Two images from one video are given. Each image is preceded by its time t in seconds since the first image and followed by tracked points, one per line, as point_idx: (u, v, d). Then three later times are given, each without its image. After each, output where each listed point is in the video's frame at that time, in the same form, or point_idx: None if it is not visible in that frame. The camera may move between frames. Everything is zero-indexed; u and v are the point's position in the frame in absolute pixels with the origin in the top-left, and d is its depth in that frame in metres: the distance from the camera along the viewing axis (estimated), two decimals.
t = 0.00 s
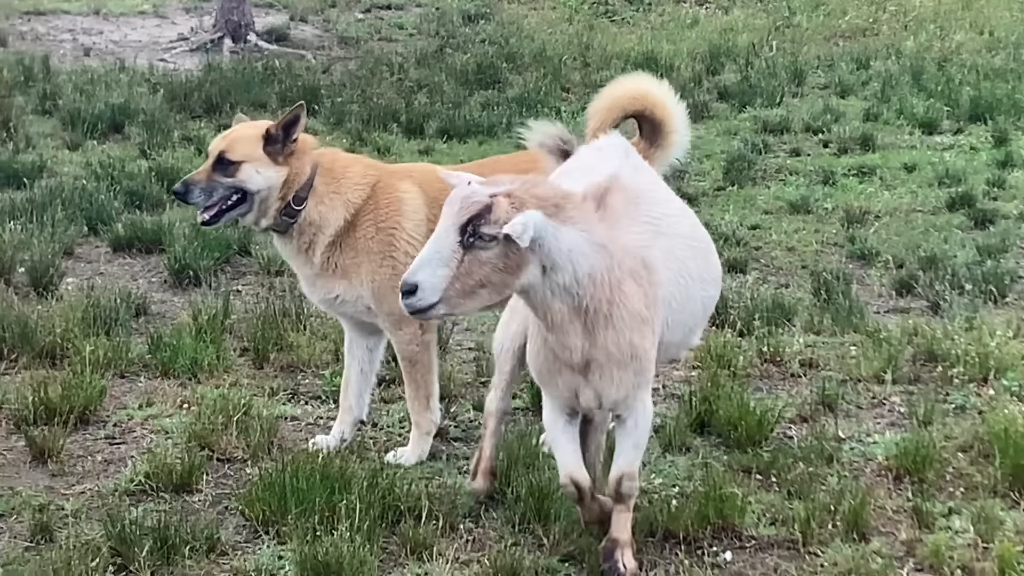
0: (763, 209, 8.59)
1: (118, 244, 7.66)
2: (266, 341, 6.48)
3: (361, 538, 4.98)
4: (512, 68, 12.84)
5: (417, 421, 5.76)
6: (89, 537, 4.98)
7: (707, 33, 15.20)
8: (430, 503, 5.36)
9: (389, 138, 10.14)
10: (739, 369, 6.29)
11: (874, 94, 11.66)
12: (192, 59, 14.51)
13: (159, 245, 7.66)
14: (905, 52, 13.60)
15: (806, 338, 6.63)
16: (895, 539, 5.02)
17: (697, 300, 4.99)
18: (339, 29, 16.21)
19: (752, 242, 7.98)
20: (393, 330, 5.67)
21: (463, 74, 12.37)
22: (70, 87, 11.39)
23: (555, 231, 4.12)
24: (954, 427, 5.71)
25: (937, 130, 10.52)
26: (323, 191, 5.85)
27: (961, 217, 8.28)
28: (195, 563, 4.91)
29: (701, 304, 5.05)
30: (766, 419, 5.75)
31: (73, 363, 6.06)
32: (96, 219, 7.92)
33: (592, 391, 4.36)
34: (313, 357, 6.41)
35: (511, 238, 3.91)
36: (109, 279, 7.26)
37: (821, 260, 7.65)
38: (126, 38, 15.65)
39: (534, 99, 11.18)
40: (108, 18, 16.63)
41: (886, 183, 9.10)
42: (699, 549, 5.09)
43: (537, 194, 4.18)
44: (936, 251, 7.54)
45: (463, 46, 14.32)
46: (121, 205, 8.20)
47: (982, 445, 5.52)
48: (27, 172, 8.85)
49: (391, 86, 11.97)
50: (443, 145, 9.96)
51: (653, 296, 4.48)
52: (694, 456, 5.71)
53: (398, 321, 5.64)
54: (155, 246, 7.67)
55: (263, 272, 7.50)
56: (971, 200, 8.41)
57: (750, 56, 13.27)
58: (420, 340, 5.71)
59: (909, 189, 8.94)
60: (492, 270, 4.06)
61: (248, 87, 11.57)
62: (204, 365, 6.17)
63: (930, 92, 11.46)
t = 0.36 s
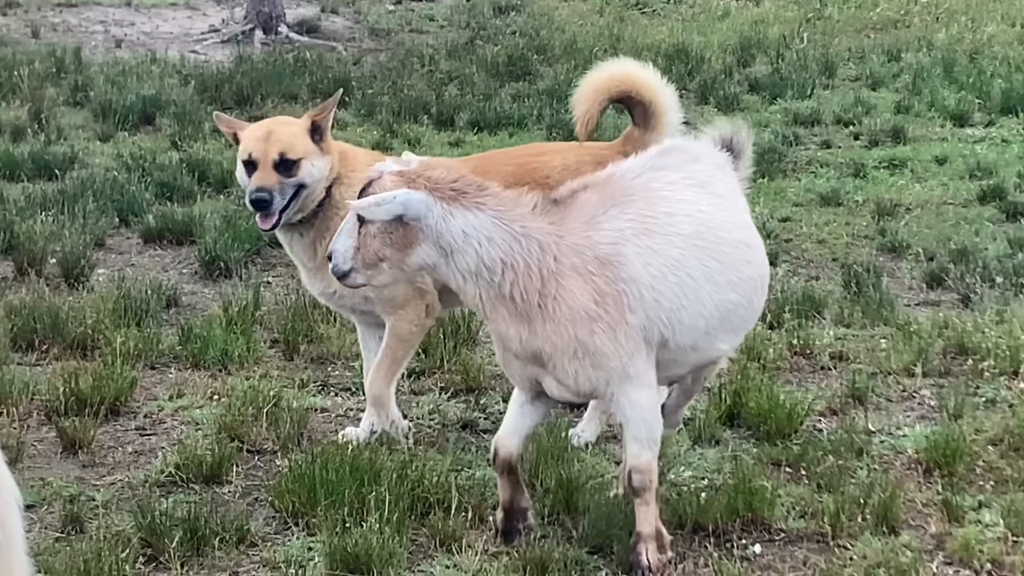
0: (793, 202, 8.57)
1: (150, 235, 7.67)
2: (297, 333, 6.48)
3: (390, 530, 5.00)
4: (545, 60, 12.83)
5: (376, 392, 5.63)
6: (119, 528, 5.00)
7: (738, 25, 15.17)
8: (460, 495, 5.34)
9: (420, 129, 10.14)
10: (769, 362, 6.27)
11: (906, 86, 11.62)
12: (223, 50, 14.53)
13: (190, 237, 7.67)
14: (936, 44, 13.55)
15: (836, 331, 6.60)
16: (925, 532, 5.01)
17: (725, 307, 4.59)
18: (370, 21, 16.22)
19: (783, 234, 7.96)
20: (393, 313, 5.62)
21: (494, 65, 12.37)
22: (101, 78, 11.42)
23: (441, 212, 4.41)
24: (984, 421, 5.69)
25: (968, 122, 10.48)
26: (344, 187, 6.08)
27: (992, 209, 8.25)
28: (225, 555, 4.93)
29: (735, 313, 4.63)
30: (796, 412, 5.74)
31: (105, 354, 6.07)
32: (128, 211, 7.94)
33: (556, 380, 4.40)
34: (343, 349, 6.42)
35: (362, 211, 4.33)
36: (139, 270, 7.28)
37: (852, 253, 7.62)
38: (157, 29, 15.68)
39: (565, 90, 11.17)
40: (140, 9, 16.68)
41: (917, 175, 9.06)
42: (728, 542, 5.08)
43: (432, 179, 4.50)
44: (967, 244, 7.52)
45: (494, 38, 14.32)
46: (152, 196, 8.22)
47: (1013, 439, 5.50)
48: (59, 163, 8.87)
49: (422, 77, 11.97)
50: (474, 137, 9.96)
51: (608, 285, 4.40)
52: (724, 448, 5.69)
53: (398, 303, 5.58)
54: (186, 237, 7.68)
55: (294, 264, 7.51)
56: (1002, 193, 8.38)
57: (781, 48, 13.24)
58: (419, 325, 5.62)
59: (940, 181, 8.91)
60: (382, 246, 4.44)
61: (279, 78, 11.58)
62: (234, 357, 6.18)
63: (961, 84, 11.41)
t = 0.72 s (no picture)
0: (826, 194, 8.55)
1: (182, 226, 7.68)
2: (329, 324, 6.49)
3: (423, 522, 4.99)
4: (577, 53, 12.82)
5: (394, 411, 5.67)
6: (152, 519, 4.99)
7: (770, 17, 15.15)
8: (492, 487, 5.33)
9: (452, 121, 10.14)
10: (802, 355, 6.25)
11: (938, 79, 11.59)
12: (255, 42, 14.56)
13: (222, 228, 7.67)
14: (969, 36, 13.51)
15: (869, 324, 6.58)
16: (958, 526, 4.99)
17: (664, 315, 4.37)
18: (401, 12, 16.22)
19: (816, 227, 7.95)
20: (396, 316, 5.74)
21: (525, 57, 12.37)
22: (134, 70, 11.44)
23: (388, 170, 4.73)
24: (1017, 414, 5.67)
25: (1001, 115, 10.46)
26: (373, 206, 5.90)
27: None
28: (259, 546, 4.92)
29: (682, 322, 4.37)
30: (829, 405, 5.73)
31: (138, 345, 6.08)
32: (160, 202, 7.95)
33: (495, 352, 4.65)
34: (375, 342, 6.42)
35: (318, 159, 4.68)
36: (172, 261, 7.29)
37: (885, 245, 7.60)
38: (190, 20, 15.69)
39: (597, 82, 11.17)
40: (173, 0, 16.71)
41: (950, 168, 9.04)
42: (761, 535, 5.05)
43: (392, 138, 4.82)
44: (1000, 237, 7.49)
45: (525, 31, 14.32)
46: (185, 187, 8.23)
47: None
48: (91, 154, 8.89)
49: (454, 69, 11.96)
50: (505, 129, 9.95)
51: (531, 265, 4.46)
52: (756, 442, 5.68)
53: (397, 308, 5.75)
54: (218, 229, 7.68)
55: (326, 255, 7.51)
56: None
57: (813, 41, 13.22)
58: (417, 329, 5.75)
59: (973, 174, 8.89)
60: (346, 202, 4.80)
61: (311, 70, 11.59)
62: (267, 349, 6.18)
63: (995, 77, 11.39)
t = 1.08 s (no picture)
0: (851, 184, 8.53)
1: (208, 215, 7.70)
2: (354, 314, 6.51)
3: (448, 510, 4.97)
4: (602, 43, 12.81)
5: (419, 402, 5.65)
6: (178, 507, 4.99)
7: (796, 7, 15.13)
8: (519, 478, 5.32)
9: (477, 110, 10.15)
10: (826, 345, 6.23)
11: (965, 69, 11.56)
12: (280, 32, 14.57)
13: (248, 218, 7.69)
14: (996, 27, 13.47)
15: (894, 313, 6.57)
16: (984, 516, 4.98)
17: (613, 294, 4.47)
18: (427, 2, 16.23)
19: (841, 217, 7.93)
20: (421, 310, 5.71)
21: (551, 47, 12.38)
22: (159, 60, 11.47)
23: (365, 163, 4.87)
24: None
25: None
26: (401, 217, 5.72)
27: None
28: (284, 535, 4.92)
29: (632, 303, 4.46)
30: (854, 395, 5.71)
31: (163, 333, 6.09)
32: (186, 190, 7.97)
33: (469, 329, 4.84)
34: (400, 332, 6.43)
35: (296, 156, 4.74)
36: (198, 250, 7.30)
37: (911, 235, 7.58)
38: (215, 10, 15.71)
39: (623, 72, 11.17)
40: None
41: (977, 158, 9.01)
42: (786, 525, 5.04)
43: (369, 132, 4.95)
44: None
45: (551, 20, 14.32)
46: (210, 176, 8.25)
47: None
48: (117, 143, 8.92)
49: (480, 58, 11.96)
50: (530, 119, 9.95)
51: (496, 244, 4.64)
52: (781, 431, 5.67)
53: (423, 301, 5.70)
54: (244, 218, 7.70)
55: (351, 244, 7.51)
56: None
57: (839, 30, 13.20)
58: (442, 322, 5.72)
59: (1000, 164, 8.87)
60: (333, 189, 4.95)
61: (336, 60, 11.60)
62: (293, 338, 6.20)
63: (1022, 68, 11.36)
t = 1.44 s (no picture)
0: (872, 173, 8.52)
1: (228, 205, 7.72)
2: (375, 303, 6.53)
3: (468, 500, 4.96)
4: (621, 32, 12.81)
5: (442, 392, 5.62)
6: (199, 496, 4.98)
7: None
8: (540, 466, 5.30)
9: (497, 100, 10.15)
10: (847, 334, 6.22)
11: (986, 58, 11.55)
12: (300, 22, 14.59)
13: (268, 207, 7.70)
14: (1018, 17, 13.45)
15: (915, 303, 6.55)
16: (1005, 505, 4.96)
17: (585, 269, 4.53)
18: None
19: (861, 207, 7.92)
20: (436, 298, 5.67)
21: (570, 37, 12.39)
22: (179, 50, 11.49)
23: (385, 114, 4.94)
24: None
25: None
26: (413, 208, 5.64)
27: None
28: (305, 523, 4.92)
29: (606, 278, 4.51)
30: (874, 384, 5.70)
31: (184, 323, 6.10)
32: (206, 180, 7.98)
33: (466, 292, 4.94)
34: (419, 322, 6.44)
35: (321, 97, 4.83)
36: (218, 240, 7.32)
37: (931, 225, 7.57)
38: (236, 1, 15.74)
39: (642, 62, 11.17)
40: None
41: (997, 148, 9.00)
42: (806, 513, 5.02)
43: (396, 85, 5.02)
44: None
45: (571, 10, 14.32)
46: (230, 165, 8.26)
47: None
48: (137, 133, 8.93)
49: (499, 48, 11.96)
50: (550, 109, 9.95)
51: (491, 215, 4.76)
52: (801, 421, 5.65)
53: (438, 289, 5.66)
54: (264, 208, 7.71)
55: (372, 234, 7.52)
56: None
57: (860, 20, 13.18)
58: (458, 310, 5.67)
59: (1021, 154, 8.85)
60: (349, 137, 4.99)
61: (356, 49, 11.61)
62: (313, 327, 6.21)
63: None
